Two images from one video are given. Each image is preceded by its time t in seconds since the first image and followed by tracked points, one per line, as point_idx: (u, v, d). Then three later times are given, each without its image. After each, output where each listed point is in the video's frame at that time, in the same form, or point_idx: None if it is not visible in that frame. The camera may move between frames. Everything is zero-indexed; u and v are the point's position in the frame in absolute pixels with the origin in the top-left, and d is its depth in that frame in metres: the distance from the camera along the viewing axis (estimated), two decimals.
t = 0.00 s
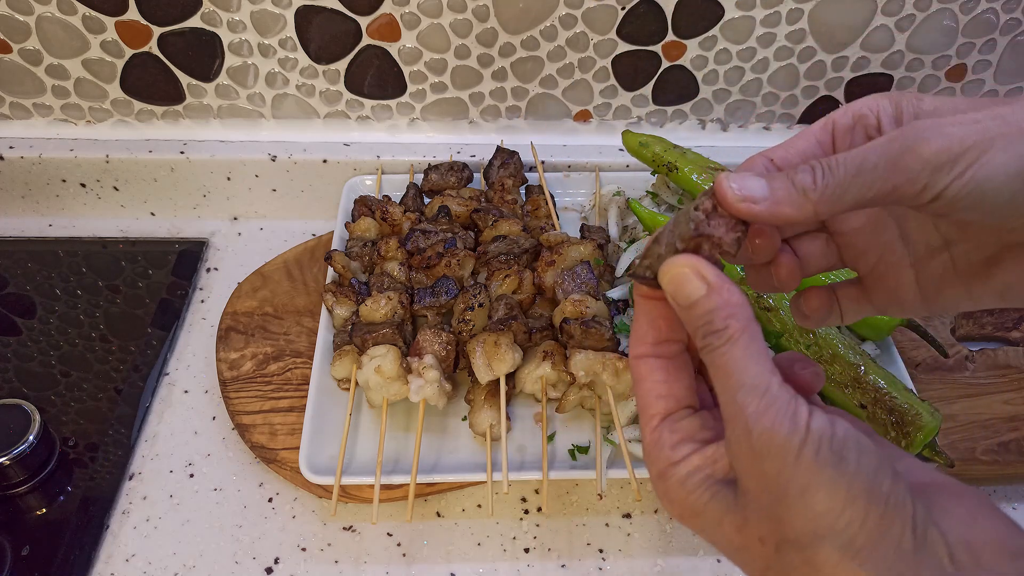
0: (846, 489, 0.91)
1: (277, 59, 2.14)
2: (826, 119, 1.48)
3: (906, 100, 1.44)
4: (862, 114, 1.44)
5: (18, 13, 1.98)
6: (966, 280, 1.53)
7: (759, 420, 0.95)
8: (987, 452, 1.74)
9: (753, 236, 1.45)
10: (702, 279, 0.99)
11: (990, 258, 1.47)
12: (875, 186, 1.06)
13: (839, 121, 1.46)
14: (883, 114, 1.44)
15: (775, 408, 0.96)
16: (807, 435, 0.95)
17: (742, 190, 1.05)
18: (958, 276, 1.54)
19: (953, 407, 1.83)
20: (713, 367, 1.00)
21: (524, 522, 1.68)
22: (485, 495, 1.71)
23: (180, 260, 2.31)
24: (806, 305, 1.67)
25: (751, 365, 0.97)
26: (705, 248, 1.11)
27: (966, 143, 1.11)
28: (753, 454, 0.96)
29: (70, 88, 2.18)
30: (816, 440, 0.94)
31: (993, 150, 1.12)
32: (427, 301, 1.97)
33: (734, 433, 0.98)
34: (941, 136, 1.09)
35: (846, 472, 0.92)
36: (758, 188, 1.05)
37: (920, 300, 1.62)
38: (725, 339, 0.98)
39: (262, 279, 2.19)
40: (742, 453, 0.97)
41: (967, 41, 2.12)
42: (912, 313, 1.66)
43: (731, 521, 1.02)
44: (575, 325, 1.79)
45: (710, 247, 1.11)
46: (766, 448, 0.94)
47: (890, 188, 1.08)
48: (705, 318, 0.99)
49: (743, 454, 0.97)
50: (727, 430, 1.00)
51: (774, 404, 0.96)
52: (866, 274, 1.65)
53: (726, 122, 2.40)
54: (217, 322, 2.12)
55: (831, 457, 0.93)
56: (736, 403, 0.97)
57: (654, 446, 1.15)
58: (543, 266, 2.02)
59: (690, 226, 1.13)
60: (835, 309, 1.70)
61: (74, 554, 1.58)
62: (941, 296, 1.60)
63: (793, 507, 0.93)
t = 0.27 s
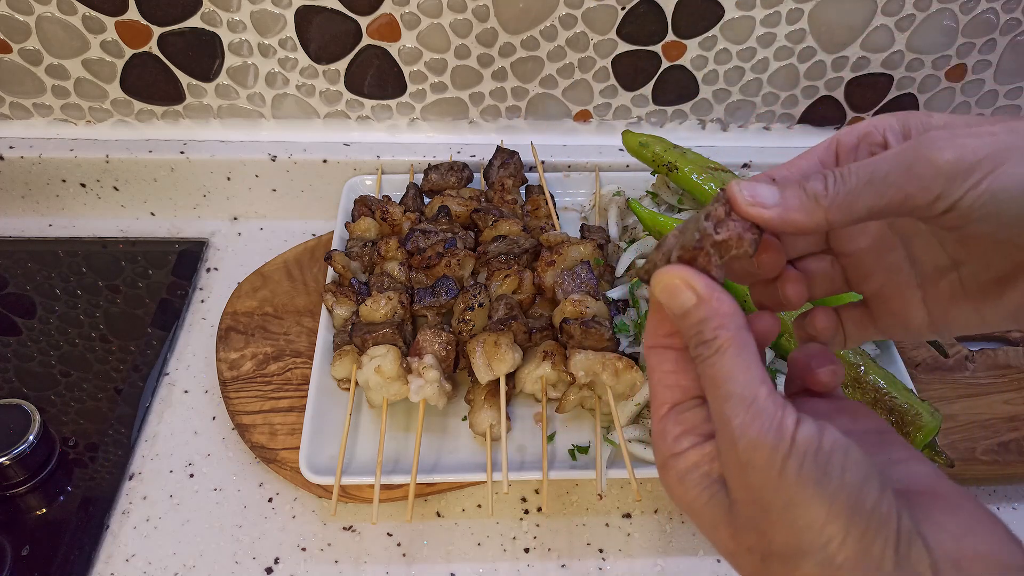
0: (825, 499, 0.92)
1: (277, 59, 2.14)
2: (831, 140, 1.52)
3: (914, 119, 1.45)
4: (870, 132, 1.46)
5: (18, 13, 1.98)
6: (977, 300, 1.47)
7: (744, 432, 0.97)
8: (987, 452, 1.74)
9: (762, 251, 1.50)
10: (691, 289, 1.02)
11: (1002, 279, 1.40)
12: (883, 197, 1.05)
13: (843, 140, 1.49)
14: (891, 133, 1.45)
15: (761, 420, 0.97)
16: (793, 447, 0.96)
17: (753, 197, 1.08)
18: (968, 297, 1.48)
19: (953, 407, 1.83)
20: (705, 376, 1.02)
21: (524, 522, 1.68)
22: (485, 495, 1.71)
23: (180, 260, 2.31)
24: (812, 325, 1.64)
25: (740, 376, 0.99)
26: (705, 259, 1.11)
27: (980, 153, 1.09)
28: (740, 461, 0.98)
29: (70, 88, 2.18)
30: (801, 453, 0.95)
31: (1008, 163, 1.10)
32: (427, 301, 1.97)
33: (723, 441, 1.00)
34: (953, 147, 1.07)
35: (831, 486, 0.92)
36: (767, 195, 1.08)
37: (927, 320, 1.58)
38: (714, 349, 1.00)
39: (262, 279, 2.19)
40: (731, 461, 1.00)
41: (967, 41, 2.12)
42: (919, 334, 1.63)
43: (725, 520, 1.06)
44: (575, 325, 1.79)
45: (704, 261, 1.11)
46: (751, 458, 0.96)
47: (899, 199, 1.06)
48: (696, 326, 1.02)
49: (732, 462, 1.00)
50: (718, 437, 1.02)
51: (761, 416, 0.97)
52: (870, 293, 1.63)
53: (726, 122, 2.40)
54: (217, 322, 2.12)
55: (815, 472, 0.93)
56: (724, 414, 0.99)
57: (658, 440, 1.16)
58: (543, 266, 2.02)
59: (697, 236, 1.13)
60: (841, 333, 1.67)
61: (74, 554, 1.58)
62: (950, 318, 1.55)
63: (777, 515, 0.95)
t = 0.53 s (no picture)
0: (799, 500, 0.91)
1: (277, 59, 2.14)
2: (840, 144, 1.50)
3: (925, 121, 1.44)
4: (880, 136, 1.45)
5: (18, 13, 1.98)
6: (989, 303, 1.50)
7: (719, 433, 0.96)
8: (987, 452, 1.74)
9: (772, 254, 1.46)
10: (670, 288, 1.06)
11: (1015, 283, 1.43)
12: (903, 197, 1.08)
13: (851, 144, 1.47)
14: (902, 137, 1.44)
15: (736, 422, 0.95)
16: (768, 449, 0.93)
17: (765, 197, 1.05)
18: (980, 300, 1.51)
19: (952, 407, 1.83)
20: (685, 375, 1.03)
21: (524, 522, 1.68)
22: (485, 495, 1.71)
23: (180, 260, 2.31)
24: (817, 328, 1.56)
25: (715, 376, 0.98)
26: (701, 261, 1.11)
27: (1002, 155, 1.12)
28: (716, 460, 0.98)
29: (70, 88, 2.18)
30: (777, 455, 0.93)
31: None
32: (427, 301, 1.97)
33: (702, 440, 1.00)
34: (975, 148, 1.11)
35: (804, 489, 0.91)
36: (780, 195, 1.06)
37: (938, 325, 1.57)
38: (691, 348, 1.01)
39: (262, 279, 2.19)
40: (708, 460, 1.00)
41: (967, 41, 2.12)
42: (928, 339, 1.61)
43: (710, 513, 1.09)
44: (575, 325, 1.79)
45: (689, 263, 1.12)
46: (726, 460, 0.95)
47: (920, 199, 1.10)
48: (676, 322, 1.06)
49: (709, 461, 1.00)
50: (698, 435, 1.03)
51: (735, 418, 0.95)
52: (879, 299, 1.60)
53: (726, 122, 2.40)
54: (217, 322, 2.12)
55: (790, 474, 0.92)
56: (700, 414, 0.99)
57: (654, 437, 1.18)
58: (543, 266, 2.02)
59: (693, 238, 1.13)
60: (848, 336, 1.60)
61: (74, 554, 1.58)
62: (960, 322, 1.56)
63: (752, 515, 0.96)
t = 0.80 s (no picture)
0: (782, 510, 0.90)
1: (277, 59, 2.14)
2: (858, 136, 1.42)
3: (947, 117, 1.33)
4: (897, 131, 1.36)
5: (18, 13, 1.98)
6: (1000, 306, 1.47)
7: (702, 446, 0.96)
8: (987, 452, 1.74)
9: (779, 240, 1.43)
10: (653, 302, 1.07)
11: None
12: (917, 183, 1.13)
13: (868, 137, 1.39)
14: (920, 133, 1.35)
15: (718, 434, 0.96)
16: (750, 460, 0.93)
17: (784, 172, 1.05)
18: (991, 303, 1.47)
19: (953, 407, 1.83)
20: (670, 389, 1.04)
21: (524, 522, 1.68)
22: (485, 495, 1.71)
23: (180, 260, 2.31)
24: (812, 320, 1.47)
25: (697, 389, 0.99)
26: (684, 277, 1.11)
27: None
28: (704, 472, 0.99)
29: (70, 88, 2.18)
30: (758, 467, 0.93)
31: None
32: (427, 300, 1.97)
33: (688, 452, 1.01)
34: (996, 139, 1.13)
35: (786, 500, 0.90)
36: (798, 172, 1.06)
37: (944, 327, 1.53)
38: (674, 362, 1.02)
39: (262, 279, 2.19)
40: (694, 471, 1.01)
41: (967, 41, 2.12)
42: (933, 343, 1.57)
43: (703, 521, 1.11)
44: (573, 325, 1.79)
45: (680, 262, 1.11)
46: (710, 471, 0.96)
47: (935, 184, 1.14)
48: (659, 335, 1.07)
49: (695, 472, 1.01)
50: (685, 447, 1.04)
51: (718, 429, 0.96)
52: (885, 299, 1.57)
53: (726, 122, 2.40)
54: (217, 322, 2.12)
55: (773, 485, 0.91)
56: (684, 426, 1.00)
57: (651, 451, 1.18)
58: (543, 266, 2.02)
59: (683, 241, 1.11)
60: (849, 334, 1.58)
61: (74, 554, 1.58)
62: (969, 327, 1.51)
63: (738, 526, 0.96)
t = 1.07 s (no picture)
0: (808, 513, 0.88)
1: (277, 59, 2.14)
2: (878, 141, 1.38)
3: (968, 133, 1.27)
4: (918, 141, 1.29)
5: (18, 13, 1.98)
6: (1004, 322, 1.43)
7: (727, 453, 0.91)
8: (987, 452, 1.74)
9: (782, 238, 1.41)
10: (671, 302, 0.94)
11: None
12: (923, 190, 1.08)
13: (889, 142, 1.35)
14: (941, 143, 1.28)
15: (743, 439, 0.91)
16: (775, 464, 0.90)
17: (793, 164, 1.01)
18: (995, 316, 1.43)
19: (952, 407, 1.83)
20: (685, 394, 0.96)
21: (524, 522, 1.68)
22: (485, 495, 1.71)
23: (180, 260, 2.31)
24: (815, 331, 1.53)
25: (719, 394, 0.92)
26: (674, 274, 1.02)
27: None
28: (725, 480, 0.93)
29: (70, 88, 2.18)
30: (784, 470, 0.90)
31: None
32: (427, 301, 1.98)
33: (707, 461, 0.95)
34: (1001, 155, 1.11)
35: (813, 503, 0.89)
36: (808, 166, 1.02)
37: (946, 340, 1.50)
38: (694, 365, 0.93)
39: (262, 279, 2.19)
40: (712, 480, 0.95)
41: (967, 41, 2.12)
42: (936, 354, 1.54)
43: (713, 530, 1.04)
44: (571, 325, 1.79)
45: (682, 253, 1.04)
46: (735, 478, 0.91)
47: (940, 196, 1.09)
48: (674, 340, 0.95)
49: (714, 481, 0.96)
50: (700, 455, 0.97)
51: (741, 434, 0.91)
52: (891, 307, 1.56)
53: (726, 121, 2.40)
54: (217, 322, 2.12)
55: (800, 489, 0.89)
56: (702, 434, 0.93)
57: (651, 475, 1.10)
58: (543, 266, 2.02)
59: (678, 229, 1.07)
60: (850, 340, 1.58)
61: (74, 554, 1.58)
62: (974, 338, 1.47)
63: (764, 536, 0.92)
